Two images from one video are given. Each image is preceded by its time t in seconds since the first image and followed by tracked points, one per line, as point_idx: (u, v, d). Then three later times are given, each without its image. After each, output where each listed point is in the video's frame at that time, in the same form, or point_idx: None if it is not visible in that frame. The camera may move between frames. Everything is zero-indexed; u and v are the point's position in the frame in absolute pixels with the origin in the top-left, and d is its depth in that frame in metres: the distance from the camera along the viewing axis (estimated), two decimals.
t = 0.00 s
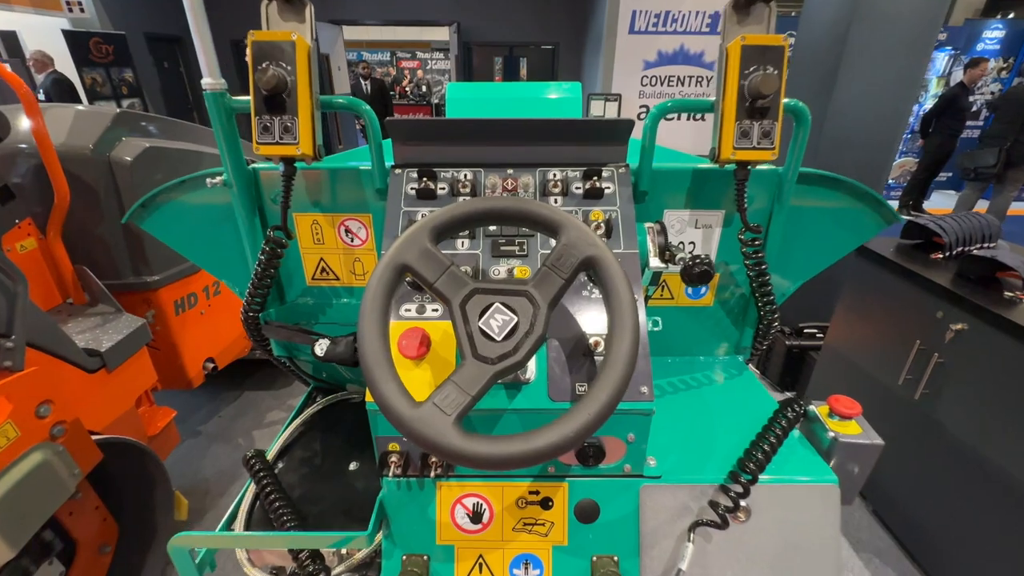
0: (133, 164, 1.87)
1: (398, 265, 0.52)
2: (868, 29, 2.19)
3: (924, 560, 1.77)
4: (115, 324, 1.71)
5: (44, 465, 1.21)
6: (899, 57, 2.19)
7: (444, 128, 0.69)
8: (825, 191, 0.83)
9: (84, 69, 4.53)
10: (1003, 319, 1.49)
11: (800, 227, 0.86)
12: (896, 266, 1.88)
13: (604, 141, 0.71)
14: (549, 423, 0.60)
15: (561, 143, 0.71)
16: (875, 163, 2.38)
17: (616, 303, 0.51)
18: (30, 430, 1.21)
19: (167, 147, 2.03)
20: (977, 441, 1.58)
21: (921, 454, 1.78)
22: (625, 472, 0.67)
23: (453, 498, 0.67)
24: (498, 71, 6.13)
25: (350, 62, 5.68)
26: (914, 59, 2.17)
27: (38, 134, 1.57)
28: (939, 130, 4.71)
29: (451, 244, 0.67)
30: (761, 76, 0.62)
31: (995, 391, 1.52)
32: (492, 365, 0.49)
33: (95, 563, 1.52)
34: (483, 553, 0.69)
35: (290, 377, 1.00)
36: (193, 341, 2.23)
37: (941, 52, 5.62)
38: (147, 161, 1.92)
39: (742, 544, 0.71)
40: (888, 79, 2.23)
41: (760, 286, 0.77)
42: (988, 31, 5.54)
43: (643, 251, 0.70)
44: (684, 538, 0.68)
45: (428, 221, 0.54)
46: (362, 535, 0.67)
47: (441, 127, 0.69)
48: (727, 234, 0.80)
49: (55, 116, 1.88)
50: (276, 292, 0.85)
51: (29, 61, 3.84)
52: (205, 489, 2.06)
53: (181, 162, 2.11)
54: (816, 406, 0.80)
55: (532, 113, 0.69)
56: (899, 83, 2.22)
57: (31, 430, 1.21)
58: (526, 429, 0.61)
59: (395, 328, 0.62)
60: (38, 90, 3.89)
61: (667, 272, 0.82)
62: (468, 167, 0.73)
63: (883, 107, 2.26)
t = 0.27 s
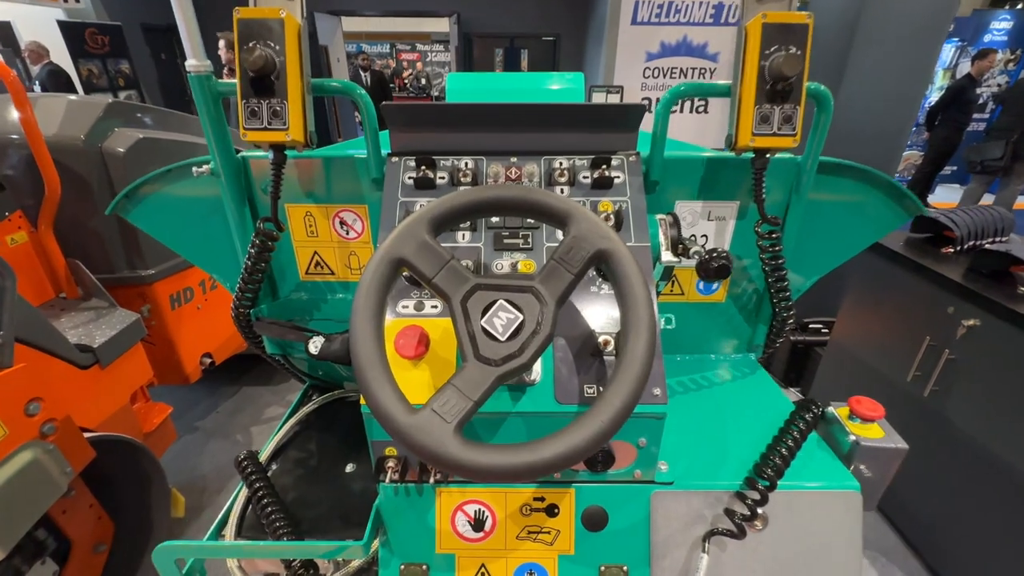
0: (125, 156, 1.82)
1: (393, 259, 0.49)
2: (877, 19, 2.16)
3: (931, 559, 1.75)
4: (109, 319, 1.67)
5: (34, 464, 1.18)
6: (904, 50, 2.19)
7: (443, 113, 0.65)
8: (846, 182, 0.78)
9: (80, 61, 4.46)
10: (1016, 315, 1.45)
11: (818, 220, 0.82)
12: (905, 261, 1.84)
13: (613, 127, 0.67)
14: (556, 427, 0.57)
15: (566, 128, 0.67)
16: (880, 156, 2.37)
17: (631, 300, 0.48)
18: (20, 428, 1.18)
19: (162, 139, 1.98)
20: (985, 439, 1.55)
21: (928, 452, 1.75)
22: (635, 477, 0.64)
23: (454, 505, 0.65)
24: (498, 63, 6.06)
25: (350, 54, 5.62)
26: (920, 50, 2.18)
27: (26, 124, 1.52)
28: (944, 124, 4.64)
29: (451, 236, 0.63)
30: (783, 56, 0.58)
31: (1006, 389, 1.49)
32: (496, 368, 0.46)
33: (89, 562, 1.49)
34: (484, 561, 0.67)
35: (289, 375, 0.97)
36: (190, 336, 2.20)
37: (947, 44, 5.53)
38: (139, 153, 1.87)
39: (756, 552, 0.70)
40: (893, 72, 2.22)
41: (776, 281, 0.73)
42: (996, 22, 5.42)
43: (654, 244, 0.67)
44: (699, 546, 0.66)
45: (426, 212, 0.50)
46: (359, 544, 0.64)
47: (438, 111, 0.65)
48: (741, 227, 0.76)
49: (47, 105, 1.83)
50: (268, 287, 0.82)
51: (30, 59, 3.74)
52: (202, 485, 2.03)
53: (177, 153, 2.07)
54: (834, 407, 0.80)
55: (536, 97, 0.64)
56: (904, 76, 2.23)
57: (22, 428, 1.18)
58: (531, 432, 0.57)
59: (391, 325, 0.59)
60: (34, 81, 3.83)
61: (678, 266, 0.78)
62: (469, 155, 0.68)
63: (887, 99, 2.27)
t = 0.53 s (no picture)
0: (123, 154, 1.80)
1: (394, 258, 0.47)
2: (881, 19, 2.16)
3: (936, 561, 1.73)
4: (107, 318, 1.66)
5: (30, 465, 1.16)
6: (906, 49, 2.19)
7: (444, 109, 0.64)
8: (856, 181, 0.77)
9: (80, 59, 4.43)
10: None
11: (827, 220, 0.80)
12: (911, 260, 1.82)
13: (619, 124, 0.65)
14: (560, 431, 0.55)
15: (570, 124, 0.65)
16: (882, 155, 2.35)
17: (639, 301, 0.46)
18: (16, 429, 1.17)
19: (161, 136, 1.97)
20: (991, 440, 1.53)
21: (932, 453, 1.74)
22: (642, 482, 0.63)
23: (455, 511, 0.64)
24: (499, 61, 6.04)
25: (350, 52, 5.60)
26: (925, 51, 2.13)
27: (22, 121, 1.50)
28: (948, 122, 4.60)
29: (452, 235, 0.62)
30: (795, 50, 0.56)
31: (1013, 390, 1.47)
32: (499, 372, 0.44)
33: (86, 563, 1.47)
34: (486, 568, 0.66)
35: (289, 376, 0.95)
36: (189, 335, 2.18)
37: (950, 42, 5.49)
38: (137, 151, 1.86)
39: (763, 558, 0.68)
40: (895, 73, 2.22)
41: (786, 281, 0.72)
42: (1000, 20, 5.38)
43: (661, 243, 0.65)
44: (706, 554, 0.64)
45: (428, 210, 0.48)
46: (359, 552, 0.63)
47: (438, 106, 0.63)
48: (748, 226, 0.75)
49: (45, 102, 1.82)
50: (266, 286, 0.80)
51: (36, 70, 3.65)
52: (200, 485, 2.02)
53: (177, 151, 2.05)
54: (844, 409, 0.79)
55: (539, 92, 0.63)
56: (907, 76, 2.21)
57: (18, 429, 1.17)
58: (534, 437, 0.56)
59: (391, 326, 0.57)
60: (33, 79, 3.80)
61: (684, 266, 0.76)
62: (472, 151, 0.67)
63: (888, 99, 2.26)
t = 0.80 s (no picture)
0: (123, 156, 1.80)
1: (393, 264, 0.46)
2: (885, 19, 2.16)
3: (939, 567, 1.72)
4: (106, 321, 1.65)
5: (28, 469, 1.16)
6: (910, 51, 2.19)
7: (445, 112, 0.63)
8: (859, 184, 0.76)
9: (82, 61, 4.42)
10: None
11: (830, 224, 0.80)
12: (914, 264, 1.81)
13: (620, 127, 0.65)
14: (561, 439, 0.54)
15: (572, 127, 0.65)
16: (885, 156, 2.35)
17: (643, 308, 0.45)
18: (15, 433, 1.16)
19: (162, 138, 1.96)
20: (994, 445, 1.51)
21: (936, 457, 1.72)
22: (645, 491, 0.62)
23: (455, 520, 0.63)
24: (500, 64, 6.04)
25: (352, 54, 5.61)
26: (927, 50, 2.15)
27: (23, 123, 1.50)
28: (950, 124, 4.59)
29: (452, 239, 0.61)
30: (800, 53, 0.55)
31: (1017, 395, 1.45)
32: (501, 381, 0.43)
33: (85, 567, 1.46)
34: None
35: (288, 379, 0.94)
36: (189, 337, 2.18)
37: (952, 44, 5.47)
38: (138, 153, 1.85)
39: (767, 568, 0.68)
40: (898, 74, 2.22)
41: (790, 287, 0.71)
42: (1002, 22, 5.36)
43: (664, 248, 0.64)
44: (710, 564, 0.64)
45: (428, 215, 0.47)
46: (357, 561, 0.62)
47: (438, 109, 0.63)
48: (752, 230, 0.74)
49: (46, 105, 1.81)
50: (265, 290, 0.80)
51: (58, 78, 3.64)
52: (200, 488, 2.01)
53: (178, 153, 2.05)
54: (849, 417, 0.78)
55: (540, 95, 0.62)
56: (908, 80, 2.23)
57: (17, 433, 1.16)
58: (535, 445, 0.55)
59: (390, 332, 0.56)
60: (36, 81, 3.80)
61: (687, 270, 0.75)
62: (472, 155, 0.66)
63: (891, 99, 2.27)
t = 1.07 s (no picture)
0: (128, 162, 1.81)
1: (394, 272, 0.46)
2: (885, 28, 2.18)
3: None
4: (109, 326, 1.66)
5: (29, 474, 1.15)
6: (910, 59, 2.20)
7: (446, 121, 0.63)
8: (860, 192, 0.77)
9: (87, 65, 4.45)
10: None
11: (831, 231, 0.80)
12: (916, 270, 1.81)
13: (621, 135, 0.65)
14: (562, 447, 0.54)
15: (573, 135, 0.65)
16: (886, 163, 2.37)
17: (644, 317, 0.45)
18: (15, 438, 1.16)
19: (166, 145, 1.98)
20: (997, 452, 1.50)
21: (938, 465, 1.71)
22: (646, 499, 0.61)
23: (456, 528, 0.63)
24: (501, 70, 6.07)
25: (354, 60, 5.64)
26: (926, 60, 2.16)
27: (28, 129, 1.52)
28: (951, 130, 4.59)
29: (454, 247, 0.61)
30: (801, 63, 0.56)
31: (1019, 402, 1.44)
32: (502, 389, 0.44)
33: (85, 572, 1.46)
34: None
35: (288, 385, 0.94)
36: (191, 342, 2.18)
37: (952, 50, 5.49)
38: (143, 159, 1.87)
39: None
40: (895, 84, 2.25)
41: (791, 294, 0.71)
42: (1002, 29, 5.37)
43: (665, 255, 0.65)
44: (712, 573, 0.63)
45: (430, 223, 0.48)
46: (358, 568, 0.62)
47: (441, 117, 0.63)
48: (752, 237, 0.74)
49: (51, 111, 1.83)
50: (267, 297, 0.80)
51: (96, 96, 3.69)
52: (201, 493, 2.01)
53: (182, 159, 2.06)
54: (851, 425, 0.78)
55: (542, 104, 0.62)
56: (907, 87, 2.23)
57: (17, 438, 1.16)
58: (536, 453, 0.55)
59: (391, 339, 0.56)
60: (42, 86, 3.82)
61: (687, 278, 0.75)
62: (474, 163, 0.66)
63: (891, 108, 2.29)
